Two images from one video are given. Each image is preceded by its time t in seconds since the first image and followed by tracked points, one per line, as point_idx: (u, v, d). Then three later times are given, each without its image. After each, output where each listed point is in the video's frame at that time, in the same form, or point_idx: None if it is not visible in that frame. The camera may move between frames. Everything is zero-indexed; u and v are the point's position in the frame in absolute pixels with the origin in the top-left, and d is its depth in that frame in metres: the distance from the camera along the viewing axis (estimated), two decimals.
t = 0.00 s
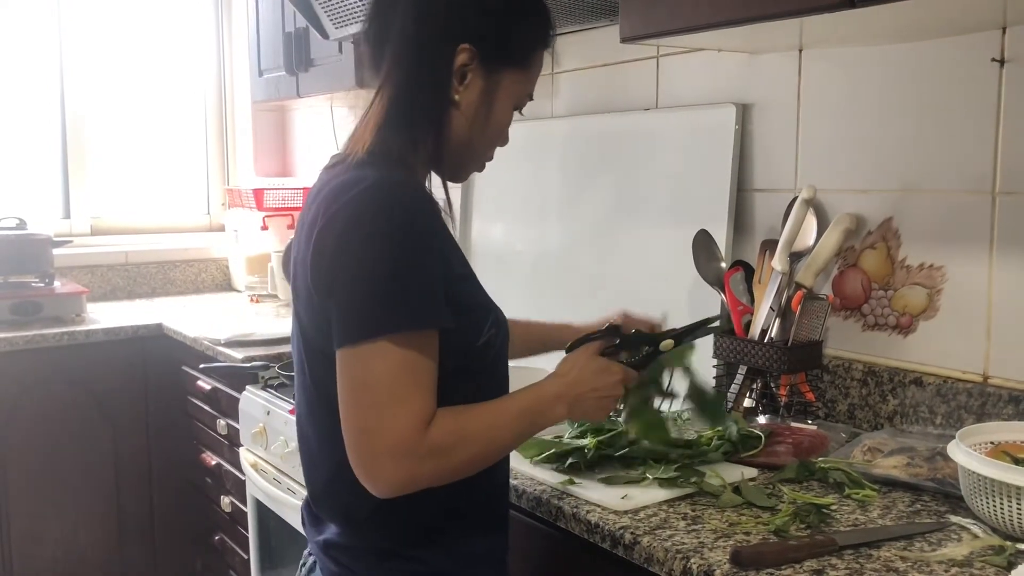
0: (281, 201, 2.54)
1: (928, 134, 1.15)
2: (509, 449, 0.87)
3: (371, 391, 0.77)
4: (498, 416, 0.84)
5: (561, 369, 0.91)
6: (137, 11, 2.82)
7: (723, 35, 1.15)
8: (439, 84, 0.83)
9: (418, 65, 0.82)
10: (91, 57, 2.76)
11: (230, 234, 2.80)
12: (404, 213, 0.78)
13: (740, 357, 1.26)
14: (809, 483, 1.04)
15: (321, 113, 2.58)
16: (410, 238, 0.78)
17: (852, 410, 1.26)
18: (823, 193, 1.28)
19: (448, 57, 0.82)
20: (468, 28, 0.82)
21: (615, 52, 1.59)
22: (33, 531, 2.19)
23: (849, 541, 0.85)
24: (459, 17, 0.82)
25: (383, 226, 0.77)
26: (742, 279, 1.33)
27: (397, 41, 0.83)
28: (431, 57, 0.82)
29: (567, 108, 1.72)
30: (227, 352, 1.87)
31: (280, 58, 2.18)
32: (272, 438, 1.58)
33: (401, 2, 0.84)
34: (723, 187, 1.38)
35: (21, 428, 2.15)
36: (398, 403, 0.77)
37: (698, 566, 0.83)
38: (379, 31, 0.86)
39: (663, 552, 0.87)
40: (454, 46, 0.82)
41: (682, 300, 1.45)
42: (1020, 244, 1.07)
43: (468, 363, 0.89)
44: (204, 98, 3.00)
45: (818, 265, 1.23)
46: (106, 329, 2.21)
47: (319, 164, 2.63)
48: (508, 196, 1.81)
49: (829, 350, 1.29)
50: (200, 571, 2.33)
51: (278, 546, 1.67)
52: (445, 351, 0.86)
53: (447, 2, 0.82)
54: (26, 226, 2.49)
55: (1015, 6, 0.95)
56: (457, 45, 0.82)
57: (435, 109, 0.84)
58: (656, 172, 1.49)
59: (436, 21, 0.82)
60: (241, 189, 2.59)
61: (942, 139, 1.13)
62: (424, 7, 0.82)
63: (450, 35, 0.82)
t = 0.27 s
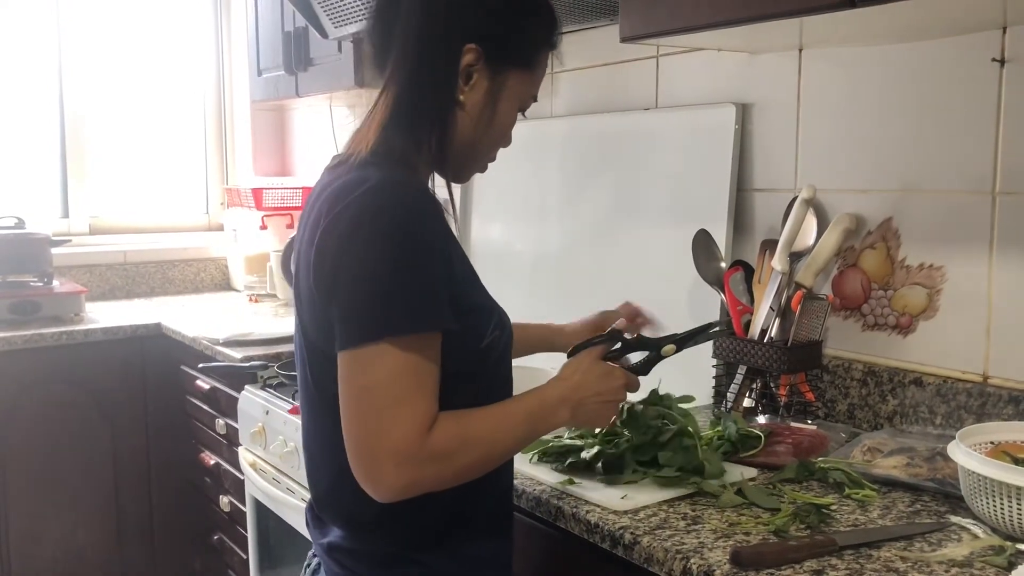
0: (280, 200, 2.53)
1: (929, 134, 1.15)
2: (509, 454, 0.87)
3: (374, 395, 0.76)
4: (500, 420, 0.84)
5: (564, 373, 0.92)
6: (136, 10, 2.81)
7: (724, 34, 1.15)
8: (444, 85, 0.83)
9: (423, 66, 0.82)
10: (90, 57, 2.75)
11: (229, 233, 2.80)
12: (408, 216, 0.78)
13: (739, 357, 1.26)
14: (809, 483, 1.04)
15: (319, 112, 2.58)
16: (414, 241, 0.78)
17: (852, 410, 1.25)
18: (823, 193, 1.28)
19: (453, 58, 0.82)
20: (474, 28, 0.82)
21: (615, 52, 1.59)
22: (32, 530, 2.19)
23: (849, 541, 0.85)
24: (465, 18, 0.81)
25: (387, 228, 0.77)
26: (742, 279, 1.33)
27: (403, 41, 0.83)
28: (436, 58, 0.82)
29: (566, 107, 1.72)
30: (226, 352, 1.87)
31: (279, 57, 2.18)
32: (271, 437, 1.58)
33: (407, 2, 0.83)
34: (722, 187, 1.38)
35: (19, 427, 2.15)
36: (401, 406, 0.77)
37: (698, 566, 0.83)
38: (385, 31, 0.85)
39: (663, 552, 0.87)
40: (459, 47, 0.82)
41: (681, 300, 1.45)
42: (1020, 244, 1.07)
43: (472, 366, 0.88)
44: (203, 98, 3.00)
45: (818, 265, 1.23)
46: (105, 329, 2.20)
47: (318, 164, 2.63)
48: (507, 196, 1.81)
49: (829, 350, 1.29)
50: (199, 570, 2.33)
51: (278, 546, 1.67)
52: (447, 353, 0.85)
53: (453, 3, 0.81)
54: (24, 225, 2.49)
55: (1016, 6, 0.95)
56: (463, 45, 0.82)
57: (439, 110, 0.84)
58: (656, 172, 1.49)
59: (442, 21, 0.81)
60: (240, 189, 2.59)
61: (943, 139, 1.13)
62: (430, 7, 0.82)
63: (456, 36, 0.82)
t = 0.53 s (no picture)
0: (278, 200, 2.52)
1: (927, 134, 1.15)
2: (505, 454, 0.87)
3: (368, 397, 0.76)
4: (495, 420, 0.84)
5: (560, 371, 0.91)
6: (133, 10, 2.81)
7: (722, 34, 1.14)
8: (438, 86, 0.83)
9: (418, 66, 0.82)
10: (88, 56, 2.75)
11: (227, 233, 2.79)
12: (402, 217, 0.78)
13: (738, 357, 1.26)
14: (807, 484, 1.04)
15: (318, 112, 2.58)
16: (409, 243, 0.78)
17: (850, 410, 1.25)
18: (821, 193, 1.27)
19: (448, 58, 0.82)
20: (469, 28, 0.82)
21: (613, 52, 1.59)
22: (30, 530, 2.19)
23: (847, 541, 0.85)
24: (460, 18, 0.81)
25: (381, 230, 0.77)
26: (740, 279, 1.33)
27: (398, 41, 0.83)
28: (431, 58, 0.82)
29: (565, 107, 1.72)
30: (224, 352, 1.86)
31: (277, 57, 2.18)
32: (269, 438, 1.58)
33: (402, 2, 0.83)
34: (721, 187, 1.38)
35: (16, 427, 2.14)
36: (395, 408, 0.77)
37: (695, 567, 0.83)
38: (381, 32, 0.85)
39: (661, 553, 0.87)
40: (454, 47, 0.82)
41: (680, 301, 1.44)
42: (1019, 245, 1.07)
43: (466, 366, 0.88)
44: (201, 97, 2.99)
45: (816, 265, 1.23)
46: (103, 329, 2.20)
47: (316, 164, 2.63)
48: (506, 196, 1.81)
49: (827, 350, 1.29)
50: (197, 571, 2.33)
51: (275, 546, 1.67)
52: (441, 355, 0.85)
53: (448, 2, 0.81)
54: (22, 225, 2.48)
55: (1015, 6, 0.94)
56: (458, 45, 0.82)
57: (433, 110, 0.83)
58: (654, 172, 1.49)
59: (438, 21, 0.81)
60: (238, 189, 2.58)
61: (941, 139, 1.13)
62: (425, 7, 0.82)
63: (451, 36, 0.81)
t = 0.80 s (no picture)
0: (277, 201, 2.52)
1: (923, 133, 1.15)
2: (499, 452, 0.88)
3: (359, 395, 0.76)
4: (488, 416, 0.84)
5: (551, 368, 0.91)
6: (131, 10, 2.81)
7: (719, 33, 1.14)
8: (425, 83, 0.83)
9: (404, 64, 0.82)
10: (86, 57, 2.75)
11: (226, 234, 2.79)
12: (392, 216, 0.78)
13: (735, 357, 1.26)
14: (804, 483, 1.04)
15: (316, 112, 2.58)
16: (398, 242, 0.78)
17: (847, 410, 1.25)
18: (818, 192, 1.27)
19: (433, 54, 0.82)
20: (454, 24, 0.82)
21: (610, 51, 1.59)
22: (28, 531, 2.18)
23: (844, 541, 0.85)
24: (444, 13, 0.81)
25: (370, 229, 0.77)
26: (737, 278, 1.33)
27: (382, 39, 0.83)
28: (416, 54, 0.82)
29: (563, 107, 1.72)
30: (222, 352, 1.86)
31: (275, 57, 2.18)
32: (267, 438, 1.57)
33: None
34: (719, 187, 1.38)
35: (15, 428, 2.14)
36: (386, 406, 0.77)
37: (692, 567, 0.83)
38: (365, 29, 0.85)
39: (658, 553, 0.87)
40: (439, 43, 0.82)
41: (677, 300, 1.44)
42: (1016, 244, 1.07)
43: (459, 364, 0.88)
44: (200, 98, 2.99)
45: (813, 264, 1.22)
46: (101, 329, 2.20)
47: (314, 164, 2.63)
48: (504, 196, 1.81)
49: (825, 350, 1.29)
50: (195, 571, 2.32)
51: (273, 547, 1.67)
52: (433, 353, 0.85)
53: None
54: (20, 226, 2.48)
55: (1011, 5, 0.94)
56: (443, 41, 0.82)
57: (421, 108, 0.84)
58: (652, 171, 1.49)
59: (421, 17, 0.81)
60: (236, 189, 2.58)
61: (937, 138, 1.13)
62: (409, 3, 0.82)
63: (436, 32, 0.82)
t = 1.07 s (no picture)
0: (273, 202, 2.52)
1: (917, 134, 1.15)
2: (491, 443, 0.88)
3: (355, 395, 0.76)
4: (479, 408, 0.84)
5: (535, 359, 0.91)
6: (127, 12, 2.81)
7: (712, 34, 1.15)
8: (411, 84, 0.83)
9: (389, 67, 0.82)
10: (83, 58, 2.75)
11: (223, 236, 2.79)
12: (383, 218, 0.79)
13: (731, 357, 1.26)
14: (799, 484, 1.04)
15: (313, 114, 2.58)
16: (389, 243, 0.78)
17: (843, 410, 1.26)
18: (813, 193, 1.28)
19: (419, 56, 0.82)
20: (438, 25, 0.82)
21: (606, 53, 1.59)
22: (26, 533, 2.18)
23: (838, 541, 0.85)
24: (427, 13, 0.81)
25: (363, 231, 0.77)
26: (733, 279, 1.34)
27: (366, 43, 0.83)
28: (402, 56, 0.82)
29: (559, 108, 1.72)
30: (219, 354, 1.86)
31: (271, 59, 2.18)
32: (264, 440, 1.58)
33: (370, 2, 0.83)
34: (714, 188, 1.38)
35: (12, 430, 2.14)
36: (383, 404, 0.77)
37: (686, 567, 0.83)
38: (350, 30, 0.85)
39: (652, 554, 0.87)
40: (424, 45, 0.82)
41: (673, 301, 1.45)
42: (1009, 244, 1.07)
43: (452, 362, 0.89)
44: (197, 99, 3.00)
45: (808, 266, 1.23)
46: (99, 331, 2.20)
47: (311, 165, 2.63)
48: (500, 197, 1.81)
49: (820, 350, 1.29)
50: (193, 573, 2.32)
51: (270, 548, 1.67)
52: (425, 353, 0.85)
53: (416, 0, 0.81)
54: (17, 228, 2.48)
55: (1004, 6, 0.95)
56: (428, 42, 0.82)
57: (409, 109, 0.84)
58: (647, 172, 1.49)
59: (404, 18, 0.81)
60: (234, 191, 2.59)
61: (930, 137, 1.13)
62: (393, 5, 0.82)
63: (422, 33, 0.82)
